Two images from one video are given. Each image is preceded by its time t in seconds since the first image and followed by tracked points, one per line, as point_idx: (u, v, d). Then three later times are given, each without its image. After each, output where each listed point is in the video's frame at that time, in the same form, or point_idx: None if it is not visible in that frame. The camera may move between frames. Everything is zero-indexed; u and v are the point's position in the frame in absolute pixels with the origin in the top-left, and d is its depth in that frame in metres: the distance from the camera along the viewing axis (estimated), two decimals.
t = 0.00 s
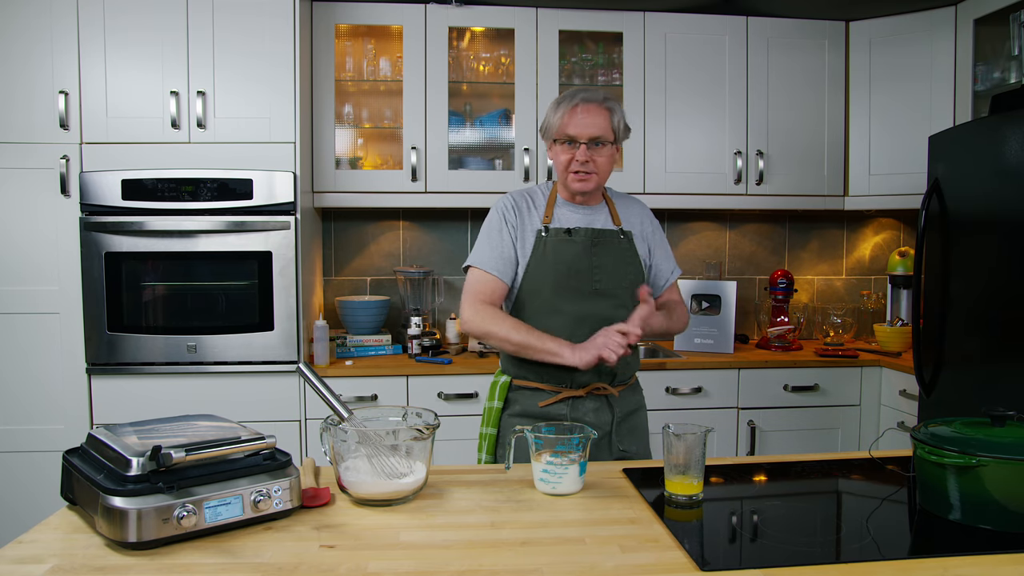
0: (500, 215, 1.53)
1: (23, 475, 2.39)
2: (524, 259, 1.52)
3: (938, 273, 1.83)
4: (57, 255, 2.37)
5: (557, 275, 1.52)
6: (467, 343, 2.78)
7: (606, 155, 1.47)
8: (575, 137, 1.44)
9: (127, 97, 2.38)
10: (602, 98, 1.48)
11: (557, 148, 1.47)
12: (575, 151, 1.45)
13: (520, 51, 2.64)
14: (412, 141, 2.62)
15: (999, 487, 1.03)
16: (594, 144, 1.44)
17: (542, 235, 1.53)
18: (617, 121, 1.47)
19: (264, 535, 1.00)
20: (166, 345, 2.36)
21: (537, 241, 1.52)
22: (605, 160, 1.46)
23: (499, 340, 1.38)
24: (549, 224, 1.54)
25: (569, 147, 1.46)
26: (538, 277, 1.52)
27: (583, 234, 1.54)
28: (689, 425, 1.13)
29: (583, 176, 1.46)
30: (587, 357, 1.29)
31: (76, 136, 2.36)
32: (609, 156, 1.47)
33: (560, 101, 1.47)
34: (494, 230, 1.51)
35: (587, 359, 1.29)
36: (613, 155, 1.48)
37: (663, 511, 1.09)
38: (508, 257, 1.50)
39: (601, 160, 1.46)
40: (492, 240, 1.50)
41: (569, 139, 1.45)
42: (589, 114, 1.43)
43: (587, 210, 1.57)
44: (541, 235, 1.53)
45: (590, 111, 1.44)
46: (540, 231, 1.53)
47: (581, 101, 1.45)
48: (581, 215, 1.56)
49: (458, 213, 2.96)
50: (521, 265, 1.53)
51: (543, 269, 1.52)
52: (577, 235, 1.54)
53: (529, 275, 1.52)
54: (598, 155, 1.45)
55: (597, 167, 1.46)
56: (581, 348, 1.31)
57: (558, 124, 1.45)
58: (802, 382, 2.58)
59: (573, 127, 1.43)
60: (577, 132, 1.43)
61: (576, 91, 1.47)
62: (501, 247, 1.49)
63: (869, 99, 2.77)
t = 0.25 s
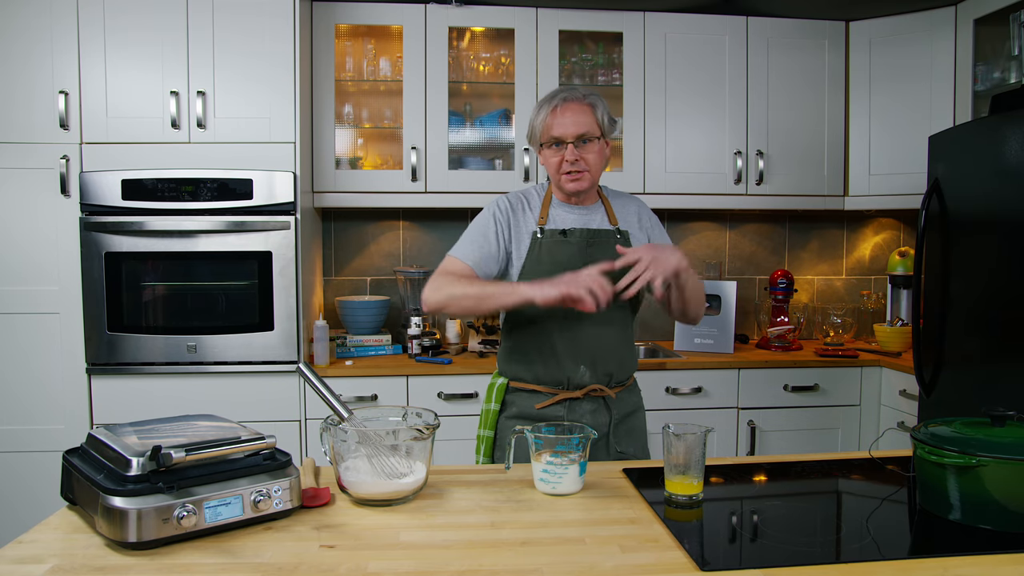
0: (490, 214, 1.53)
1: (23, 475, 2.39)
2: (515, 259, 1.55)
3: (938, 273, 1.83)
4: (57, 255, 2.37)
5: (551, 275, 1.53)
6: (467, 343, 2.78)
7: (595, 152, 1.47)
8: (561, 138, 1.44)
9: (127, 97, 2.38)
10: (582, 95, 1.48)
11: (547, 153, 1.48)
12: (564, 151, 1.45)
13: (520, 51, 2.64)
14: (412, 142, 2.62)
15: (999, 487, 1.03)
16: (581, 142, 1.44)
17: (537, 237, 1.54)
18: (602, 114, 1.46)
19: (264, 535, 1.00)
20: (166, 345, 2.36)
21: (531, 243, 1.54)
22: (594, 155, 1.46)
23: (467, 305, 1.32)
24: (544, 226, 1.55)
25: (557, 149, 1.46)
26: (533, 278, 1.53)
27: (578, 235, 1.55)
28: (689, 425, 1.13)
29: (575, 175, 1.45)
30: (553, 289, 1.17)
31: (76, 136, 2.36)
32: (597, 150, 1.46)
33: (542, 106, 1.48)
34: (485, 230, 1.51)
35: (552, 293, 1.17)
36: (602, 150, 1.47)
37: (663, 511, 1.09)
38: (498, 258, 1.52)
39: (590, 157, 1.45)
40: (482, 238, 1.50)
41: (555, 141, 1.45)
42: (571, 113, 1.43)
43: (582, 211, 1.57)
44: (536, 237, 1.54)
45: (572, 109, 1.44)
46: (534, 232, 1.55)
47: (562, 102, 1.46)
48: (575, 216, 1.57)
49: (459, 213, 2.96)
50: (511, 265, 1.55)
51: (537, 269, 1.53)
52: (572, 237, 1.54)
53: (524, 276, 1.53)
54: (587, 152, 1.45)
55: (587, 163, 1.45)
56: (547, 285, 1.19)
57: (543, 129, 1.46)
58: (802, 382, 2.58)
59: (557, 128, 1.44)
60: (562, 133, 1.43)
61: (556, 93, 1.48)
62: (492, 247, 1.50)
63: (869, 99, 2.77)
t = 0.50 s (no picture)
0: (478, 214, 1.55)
1: (23, 475, 2.39)
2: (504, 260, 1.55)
3: (938, 273, 1.83)
4: (57, 255, 2.37)
5: (544, 277, 1.51)
6: (467, 343, 2.78)
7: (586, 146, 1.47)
8: (553, 134, 1.43)
9: (127, 97, 2.38)
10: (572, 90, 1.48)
11: (539, 149, 1.47)
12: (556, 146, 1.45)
13: (520, 51, 2.64)
14: (412, 142, 2.62)
15: (999, 487, 1.03)
16: (573, 137, 1.44)
17: (530, 237, 1.52)
18: (591, 109, 1.47)
19: (264, 535, 1.00)
20: (166, 345, 2.36)
21: (524, 243, 1.53)
22: (586, 150, 1.46)
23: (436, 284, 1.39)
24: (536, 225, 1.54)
25: (550, 145, 1.45)
26: (526, 280, 1.52)
27: (571, 235, 1.53)
28: (689, 425, 1.13)
29: (569, 170, 1.45)
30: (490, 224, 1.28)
31: (76, 136, 2.36)
32: (589, 145, 1.46)
33: (532, 101, 1.48)
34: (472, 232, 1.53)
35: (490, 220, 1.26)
36: (593, 145, 1.47)
37: (663, 511, 1.09)
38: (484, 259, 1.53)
39: (583, 152, 1.45)
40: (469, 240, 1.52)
41: (548, 137, 1.44)
42: (562, 108, 1.43)
43: (574, 210, 1.56)
44: (529, 237, 1.52)
45: (562, 105, 1.44)
46: (525, 232, 1.53)
47: (552, 97, 1.45)
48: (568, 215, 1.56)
49: (459, 213, 2.96)
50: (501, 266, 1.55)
51: (530, 271, 1.52)
52: (564, 237, 1.53)
53: (516, 277, 1.52)
54: (579, 147, 1.45)
55: (580, 158, 1.45)
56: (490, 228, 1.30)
57: (534, 125, 1.45)
58: (802, 382, 2.58)
59: (548, 124, 1.43)
60: (554, 128, 1.42)
61: (547, 89, 1.48)
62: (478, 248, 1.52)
63: (869, 99, 2.77)
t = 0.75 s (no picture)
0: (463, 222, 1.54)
1: (23, 475, 2.39)
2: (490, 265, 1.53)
3: (938, 273, 1.83)
4: (57, 255, 2.37)
5: (531, 278, 1.50)
6: (467, 343, 2.78)
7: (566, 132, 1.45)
8: (532, 119, 1.42)
9: (127, 97, 2.38)
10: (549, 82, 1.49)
11: (519, 138, 1.45)
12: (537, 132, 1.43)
13: (520, 51, 2.64)
14: (412, 142, 2.62)
15: (999, 487, 1.03)
16: (553, 122, 1.42)
17: (517, 236, 1.51)
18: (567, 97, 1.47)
19: (264, 535, 1.00)
20: (166, 345, 2.36)
21: (510, 242, 1.51)
22: (568, 134, 1.43)
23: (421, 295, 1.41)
24: (523, 224, 1.52)
25: (530, 133, 1.43)
26: (512, 281, 1.50)
27: (559, 233, 1.51)
28: (689, 425, 1.13)
29: (551, 155, 1.41)
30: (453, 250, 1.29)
31: (76, 136, 2.36)
32: (570, 131, 1.44)
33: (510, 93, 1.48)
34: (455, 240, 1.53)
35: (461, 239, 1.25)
36: (575, 132, 1.46)
37: (663, 511, 1.09)
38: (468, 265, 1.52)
39: (564, 136, 1.42)
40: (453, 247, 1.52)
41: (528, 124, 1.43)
42: (539, 94, 1.43)
43: (562, 208, 1.54)
44: (516, 236, 1.51)
45: (540, 92, 1.44)
46: (512, 232, 1.52)
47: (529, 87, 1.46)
48: (555, 214, 1.54)
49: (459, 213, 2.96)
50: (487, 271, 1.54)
51: (516, 272, 1.50)
52: (552, 236, 1.51)
53: (502, 278, 1.51)
54: (560, 131, 1.42)
55: (562, 142, 1.42)
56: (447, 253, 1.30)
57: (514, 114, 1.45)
58: (802, 382, 2.58)
59: (527, 111, 1.43)
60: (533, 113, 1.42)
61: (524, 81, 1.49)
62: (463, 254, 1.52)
63: (869, 99, 2.77)
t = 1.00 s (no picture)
0: (441, 223, 1.52)
1: (23, 475, 2.39)
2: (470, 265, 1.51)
3: (938, 273, 1.83)
4: (57, 255, 2.37)
5: (511, 277, 1.47)
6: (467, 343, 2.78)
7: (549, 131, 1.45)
8: (515, 117, 1.42)
9: (127, 98, 2.38)
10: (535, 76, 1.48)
11: (502, 135, 1.45)
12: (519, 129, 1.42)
13: (520, 51, 2.64)
14: (412, 142, 2.62)
15: (999, 487, 1.03)
16: (536, 121, 1.42)
17: (496, 235, 1.49)
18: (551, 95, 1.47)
19: (264, 535, 1.00)
20: (166, 345, 2.36)
21: (491, 241, 1.49)
22: (551, 134, 1.43)
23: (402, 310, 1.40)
24: (503, 223, 1.51)
25: (512, 130, 1.44)
26: (491, 281, 1.48)
27: (539, 232, 1.50)
28: (689, 425, 1.13)
29: (533, 155, 1.42)
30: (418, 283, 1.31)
31: (76, 136, 2.36)
32: (554, 130, 1.44)
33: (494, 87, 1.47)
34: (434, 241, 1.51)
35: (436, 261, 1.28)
36: (559, 131, 1.46)
37: (663, 511, 1.09)
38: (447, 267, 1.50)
39: (547, 136, 1.42)
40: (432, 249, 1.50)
41: (511, 121, 1.43)
42: (524, 91, 1.43)
43: (542, 207, 1.53)
44: (496, 236, 1.49)
45: (524, 88, 1.43)
46: (492, 231, 1.50)
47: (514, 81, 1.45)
48: (534, 213, 1.52)
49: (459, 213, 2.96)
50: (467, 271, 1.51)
51: (496, 271, 1.48)
52: (532, 235, 1.49)
53: (480, 279, 1.48)
54: (543, 130, 1.42)
55: (545, 142, 1.42)
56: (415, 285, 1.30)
57: (497, 110, 1.44)
58: (802, 382, 2.58)
59: (511, 108, 1.43)
60: (517, 111, 1.42)
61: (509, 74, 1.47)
62: (441, 255, 1.50)
63: (869, 99, 2.77)
